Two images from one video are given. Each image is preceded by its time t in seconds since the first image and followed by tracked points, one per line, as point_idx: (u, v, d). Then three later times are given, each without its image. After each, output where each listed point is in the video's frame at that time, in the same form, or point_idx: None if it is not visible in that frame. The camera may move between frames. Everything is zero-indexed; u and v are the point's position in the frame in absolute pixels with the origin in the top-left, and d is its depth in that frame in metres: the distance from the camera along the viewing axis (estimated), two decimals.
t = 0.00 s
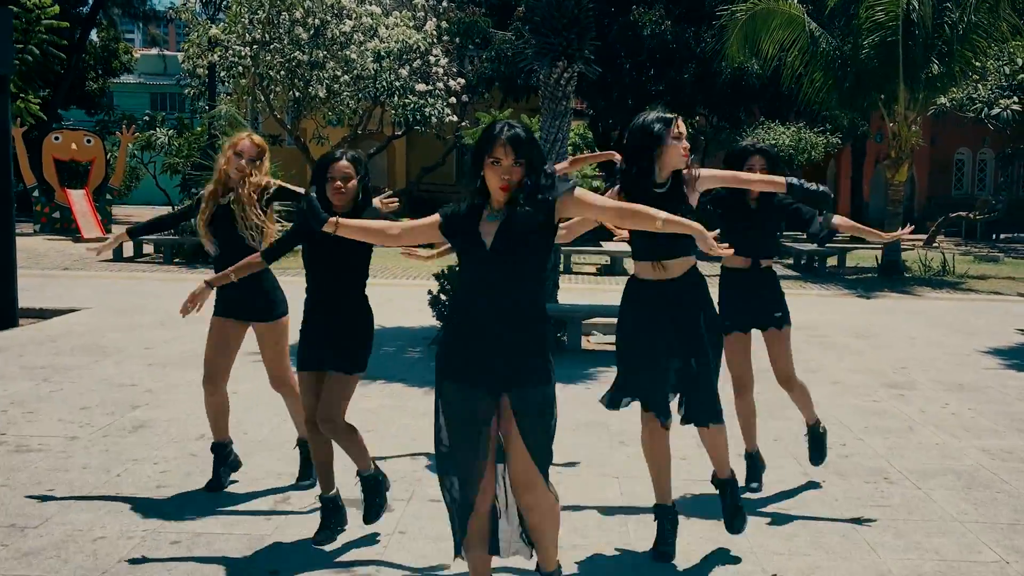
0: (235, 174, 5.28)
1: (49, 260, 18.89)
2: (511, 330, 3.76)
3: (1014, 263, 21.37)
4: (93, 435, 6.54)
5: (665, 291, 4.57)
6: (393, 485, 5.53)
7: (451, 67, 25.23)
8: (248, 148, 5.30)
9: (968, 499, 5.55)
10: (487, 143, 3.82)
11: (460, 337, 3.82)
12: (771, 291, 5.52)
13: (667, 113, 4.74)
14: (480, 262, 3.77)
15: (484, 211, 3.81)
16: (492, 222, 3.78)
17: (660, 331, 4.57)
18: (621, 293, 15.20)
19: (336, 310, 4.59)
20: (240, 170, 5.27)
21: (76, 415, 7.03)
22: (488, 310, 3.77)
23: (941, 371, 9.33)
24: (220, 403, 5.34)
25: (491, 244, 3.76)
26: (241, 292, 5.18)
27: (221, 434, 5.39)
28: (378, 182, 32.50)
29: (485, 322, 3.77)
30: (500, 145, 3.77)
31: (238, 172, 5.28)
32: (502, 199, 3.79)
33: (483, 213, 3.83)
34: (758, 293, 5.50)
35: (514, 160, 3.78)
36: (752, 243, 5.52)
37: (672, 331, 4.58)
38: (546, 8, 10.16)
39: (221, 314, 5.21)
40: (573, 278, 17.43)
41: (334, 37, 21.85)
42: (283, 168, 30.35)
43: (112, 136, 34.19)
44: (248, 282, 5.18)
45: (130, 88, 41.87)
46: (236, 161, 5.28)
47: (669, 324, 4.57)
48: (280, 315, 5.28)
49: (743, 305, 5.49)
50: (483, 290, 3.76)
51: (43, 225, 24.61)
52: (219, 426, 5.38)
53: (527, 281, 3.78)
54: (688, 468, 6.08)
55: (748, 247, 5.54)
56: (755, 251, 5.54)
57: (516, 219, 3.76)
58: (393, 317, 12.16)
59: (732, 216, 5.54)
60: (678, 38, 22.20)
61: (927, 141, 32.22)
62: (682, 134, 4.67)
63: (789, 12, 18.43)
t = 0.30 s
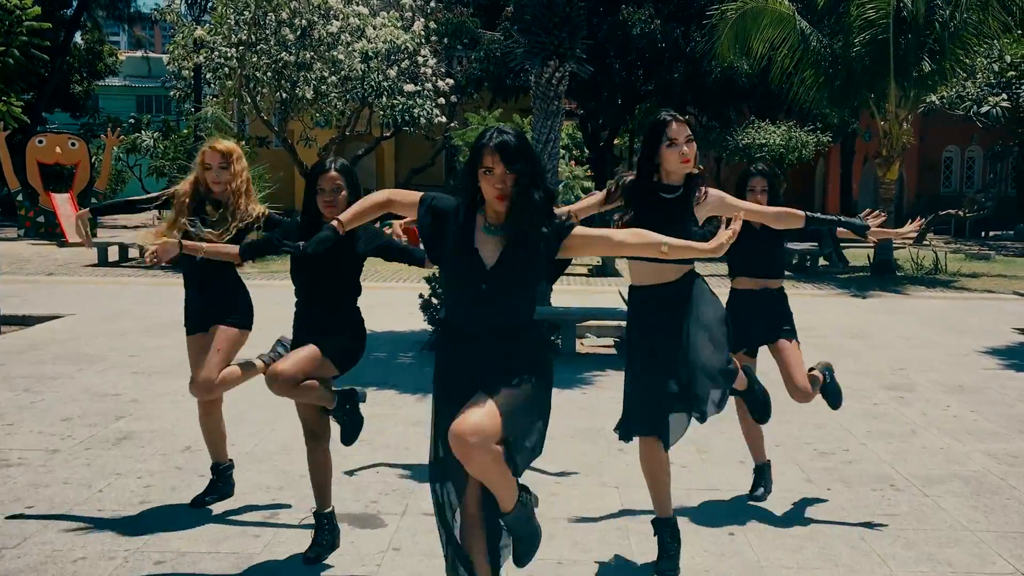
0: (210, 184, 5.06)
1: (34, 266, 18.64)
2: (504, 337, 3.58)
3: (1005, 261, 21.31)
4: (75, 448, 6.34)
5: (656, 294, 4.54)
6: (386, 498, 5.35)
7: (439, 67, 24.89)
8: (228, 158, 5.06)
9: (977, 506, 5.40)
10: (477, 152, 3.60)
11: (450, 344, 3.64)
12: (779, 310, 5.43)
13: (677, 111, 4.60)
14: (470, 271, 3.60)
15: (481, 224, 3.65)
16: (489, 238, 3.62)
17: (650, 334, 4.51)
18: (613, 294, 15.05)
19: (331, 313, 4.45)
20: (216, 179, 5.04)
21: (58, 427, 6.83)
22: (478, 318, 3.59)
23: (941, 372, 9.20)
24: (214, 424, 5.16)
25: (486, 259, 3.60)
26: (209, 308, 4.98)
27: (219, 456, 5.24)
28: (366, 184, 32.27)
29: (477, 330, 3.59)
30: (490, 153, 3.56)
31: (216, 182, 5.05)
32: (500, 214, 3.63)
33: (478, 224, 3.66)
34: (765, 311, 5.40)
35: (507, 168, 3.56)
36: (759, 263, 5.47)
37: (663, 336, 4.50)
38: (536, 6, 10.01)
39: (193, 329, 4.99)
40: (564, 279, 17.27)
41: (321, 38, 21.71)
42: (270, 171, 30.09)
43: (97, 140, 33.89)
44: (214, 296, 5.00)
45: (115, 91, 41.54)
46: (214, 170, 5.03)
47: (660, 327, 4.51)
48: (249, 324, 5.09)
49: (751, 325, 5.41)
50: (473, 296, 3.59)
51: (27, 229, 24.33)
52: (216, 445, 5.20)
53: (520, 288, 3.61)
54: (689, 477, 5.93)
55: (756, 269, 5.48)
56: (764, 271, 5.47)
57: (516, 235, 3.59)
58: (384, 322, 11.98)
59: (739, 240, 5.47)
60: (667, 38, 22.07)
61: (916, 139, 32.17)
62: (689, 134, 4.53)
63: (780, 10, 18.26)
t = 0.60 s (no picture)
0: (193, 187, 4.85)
1: (28, 269, 18.47)
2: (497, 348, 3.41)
3: (1007, 265, 21.18)
4: (61, 458, 6.16)
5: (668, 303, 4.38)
6: (381, 511, 5.18)
7: (437, 70, 24.87)
8: (206, 158, 4.86)
9: (993, 520, 5.24)
10: (466, 154, 3.44)
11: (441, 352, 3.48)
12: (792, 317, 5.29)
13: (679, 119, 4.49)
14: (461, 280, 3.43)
15: (472, 230, 3.49)
16: (482, 244, 3.45)
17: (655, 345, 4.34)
18: (613, 298, 14.89)
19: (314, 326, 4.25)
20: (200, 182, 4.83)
21: (44, 436, 6.64)
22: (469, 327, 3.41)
23: (947, 378, 9.04)
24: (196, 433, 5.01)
25: (478, 264, 3.43)
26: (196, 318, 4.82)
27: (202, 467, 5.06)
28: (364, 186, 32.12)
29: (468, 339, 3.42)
30: (481, 153, 3.40)
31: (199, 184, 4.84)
32: (493, 217, 3.47)
33: (469, 229, 3.50)
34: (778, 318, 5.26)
35: (497, 171, 3.41)
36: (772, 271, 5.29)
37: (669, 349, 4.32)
38: (536, 6, 9.88)
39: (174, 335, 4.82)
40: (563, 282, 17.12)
41: (319, 40, 21.45)
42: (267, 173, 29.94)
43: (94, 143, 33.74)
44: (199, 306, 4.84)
45: (113, 93, 41.34)
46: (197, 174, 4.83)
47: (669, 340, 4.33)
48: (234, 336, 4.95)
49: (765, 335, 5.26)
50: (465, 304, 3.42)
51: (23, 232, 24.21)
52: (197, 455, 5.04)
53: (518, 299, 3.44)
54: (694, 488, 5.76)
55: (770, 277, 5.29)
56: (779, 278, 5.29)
57: (509, 241, 3.43)
58: (380, 326, 11.81)
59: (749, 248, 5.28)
60: (666, 40, 21.93)
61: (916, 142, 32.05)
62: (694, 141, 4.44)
63: (782, 11, 18.10)
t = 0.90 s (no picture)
0: (181, 193, 4.71)
1: (29, 273, 18.31)
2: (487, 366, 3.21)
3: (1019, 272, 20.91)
4: (48, 471, 5.97)
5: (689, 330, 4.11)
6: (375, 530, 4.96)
7: (443, 73, 24.24)
8: (194, 163, 4.73)
9: (1015, 542, 5.02)
10: (464, 157, 3.26)
11: (428, 366, 3.30)
12: (802, 325, 5.00)
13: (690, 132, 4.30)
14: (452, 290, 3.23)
15: (463, 243, 3.30)
16: (473, 255, 3.27)
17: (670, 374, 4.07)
18: (619, 305, 14.67)
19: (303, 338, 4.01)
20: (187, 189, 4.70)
21: (33, 447, 6.45)
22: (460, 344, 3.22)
23: (962, 390, 8.79)
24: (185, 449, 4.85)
25: (466, 274, 3.24)
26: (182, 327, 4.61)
27: (191, 481, 4.89)
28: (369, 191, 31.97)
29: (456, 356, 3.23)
30: (478, 157, 3.22)
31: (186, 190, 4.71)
32: (484, 228, 3.29)
33: (460, 241, 3.32)
34: (790, 326, 4.97)
35: (494, 179, 3.23)
36: (785, 276, 5.04)
37: (683, 376, 4.06)
38: (541, 8, 9.69)
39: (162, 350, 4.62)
40: (568, 289, 16.92)
41: (323, 43, 21.34)
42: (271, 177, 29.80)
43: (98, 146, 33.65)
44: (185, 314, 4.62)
45: (118, 97, 41.27)
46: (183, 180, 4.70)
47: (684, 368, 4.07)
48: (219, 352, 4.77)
49: (773, 343, 4.95)
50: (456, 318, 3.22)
51: (26, 235, 24.10)
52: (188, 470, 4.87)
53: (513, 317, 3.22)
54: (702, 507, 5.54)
55: (781, 282, 5.05)
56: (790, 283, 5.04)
57: (501, 252, 3.24)
58: (381, 333, 11.62)
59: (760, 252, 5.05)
60: (674, 44, 21.73)
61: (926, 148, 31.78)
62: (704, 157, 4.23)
63: (791, 15, 17.83)
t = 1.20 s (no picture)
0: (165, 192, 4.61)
1: (30, 273, 18.22)
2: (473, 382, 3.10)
3: None
4: (39, 476, 5.84)
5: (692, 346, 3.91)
6: (372, 540, 4.84)
7: (447, 74, 24.28)
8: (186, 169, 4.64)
9: None
10: (453, 166, 3.19)
11: (414, 386, 3.18)
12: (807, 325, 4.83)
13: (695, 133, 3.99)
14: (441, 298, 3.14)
15: (450, 253, 3.22)
16: (461, 266, 3.18)
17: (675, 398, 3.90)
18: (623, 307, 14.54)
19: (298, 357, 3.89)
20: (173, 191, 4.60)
21: (24, 451, 6.33)
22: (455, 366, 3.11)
23: (973, 396, 8.63)
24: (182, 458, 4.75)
25: (453, 280, 3.17)
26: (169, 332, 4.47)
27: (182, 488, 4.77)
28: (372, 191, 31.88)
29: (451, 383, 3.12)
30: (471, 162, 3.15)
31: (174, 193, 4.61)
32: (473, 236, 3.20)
33: (447, 254, 3.23)
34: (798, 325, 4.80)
35: (484, 190, 3.16)
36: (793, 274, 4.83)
37: (689, 397, 3.89)
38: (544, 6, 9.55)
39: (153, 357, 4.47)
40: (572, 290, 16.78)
41: (327, 43, 21.26)
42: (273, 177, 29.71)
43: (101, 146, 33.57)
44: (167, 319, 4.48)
45: (122, 97, 41.22)
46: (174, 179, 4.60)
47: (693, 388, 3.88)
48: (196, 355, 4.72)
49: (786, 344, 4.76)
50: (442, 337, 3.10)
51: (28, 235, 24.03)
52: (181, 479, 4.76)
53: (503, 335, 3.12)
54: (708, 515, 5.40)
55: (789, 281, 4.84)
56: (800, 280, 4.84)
57: (491, 262, 3.16)
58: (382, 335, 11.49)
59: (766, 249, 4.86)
60: (680, 45, 21.56)
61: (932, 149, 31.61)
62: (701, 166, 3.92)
63: (797, 15, 17.63)
